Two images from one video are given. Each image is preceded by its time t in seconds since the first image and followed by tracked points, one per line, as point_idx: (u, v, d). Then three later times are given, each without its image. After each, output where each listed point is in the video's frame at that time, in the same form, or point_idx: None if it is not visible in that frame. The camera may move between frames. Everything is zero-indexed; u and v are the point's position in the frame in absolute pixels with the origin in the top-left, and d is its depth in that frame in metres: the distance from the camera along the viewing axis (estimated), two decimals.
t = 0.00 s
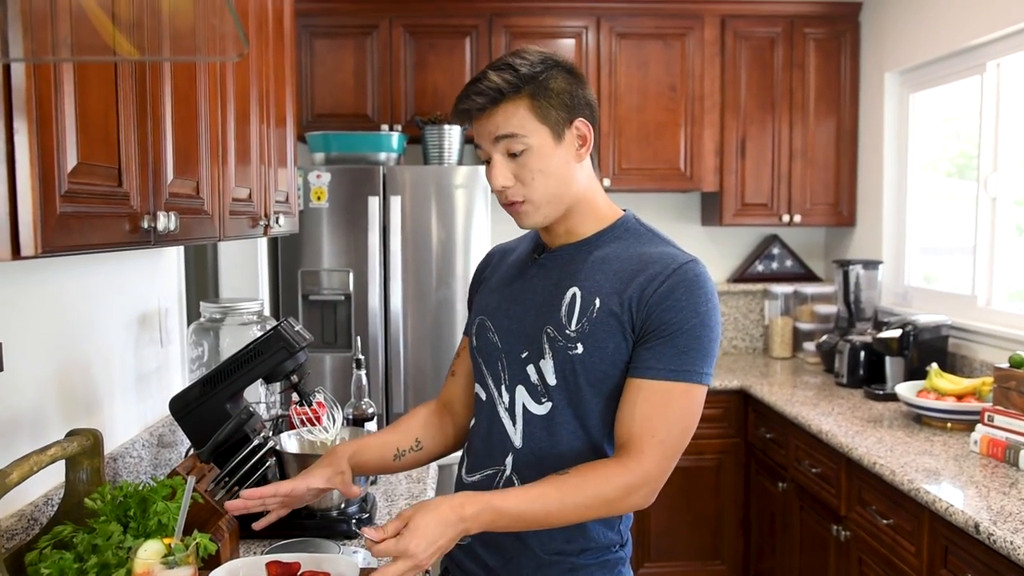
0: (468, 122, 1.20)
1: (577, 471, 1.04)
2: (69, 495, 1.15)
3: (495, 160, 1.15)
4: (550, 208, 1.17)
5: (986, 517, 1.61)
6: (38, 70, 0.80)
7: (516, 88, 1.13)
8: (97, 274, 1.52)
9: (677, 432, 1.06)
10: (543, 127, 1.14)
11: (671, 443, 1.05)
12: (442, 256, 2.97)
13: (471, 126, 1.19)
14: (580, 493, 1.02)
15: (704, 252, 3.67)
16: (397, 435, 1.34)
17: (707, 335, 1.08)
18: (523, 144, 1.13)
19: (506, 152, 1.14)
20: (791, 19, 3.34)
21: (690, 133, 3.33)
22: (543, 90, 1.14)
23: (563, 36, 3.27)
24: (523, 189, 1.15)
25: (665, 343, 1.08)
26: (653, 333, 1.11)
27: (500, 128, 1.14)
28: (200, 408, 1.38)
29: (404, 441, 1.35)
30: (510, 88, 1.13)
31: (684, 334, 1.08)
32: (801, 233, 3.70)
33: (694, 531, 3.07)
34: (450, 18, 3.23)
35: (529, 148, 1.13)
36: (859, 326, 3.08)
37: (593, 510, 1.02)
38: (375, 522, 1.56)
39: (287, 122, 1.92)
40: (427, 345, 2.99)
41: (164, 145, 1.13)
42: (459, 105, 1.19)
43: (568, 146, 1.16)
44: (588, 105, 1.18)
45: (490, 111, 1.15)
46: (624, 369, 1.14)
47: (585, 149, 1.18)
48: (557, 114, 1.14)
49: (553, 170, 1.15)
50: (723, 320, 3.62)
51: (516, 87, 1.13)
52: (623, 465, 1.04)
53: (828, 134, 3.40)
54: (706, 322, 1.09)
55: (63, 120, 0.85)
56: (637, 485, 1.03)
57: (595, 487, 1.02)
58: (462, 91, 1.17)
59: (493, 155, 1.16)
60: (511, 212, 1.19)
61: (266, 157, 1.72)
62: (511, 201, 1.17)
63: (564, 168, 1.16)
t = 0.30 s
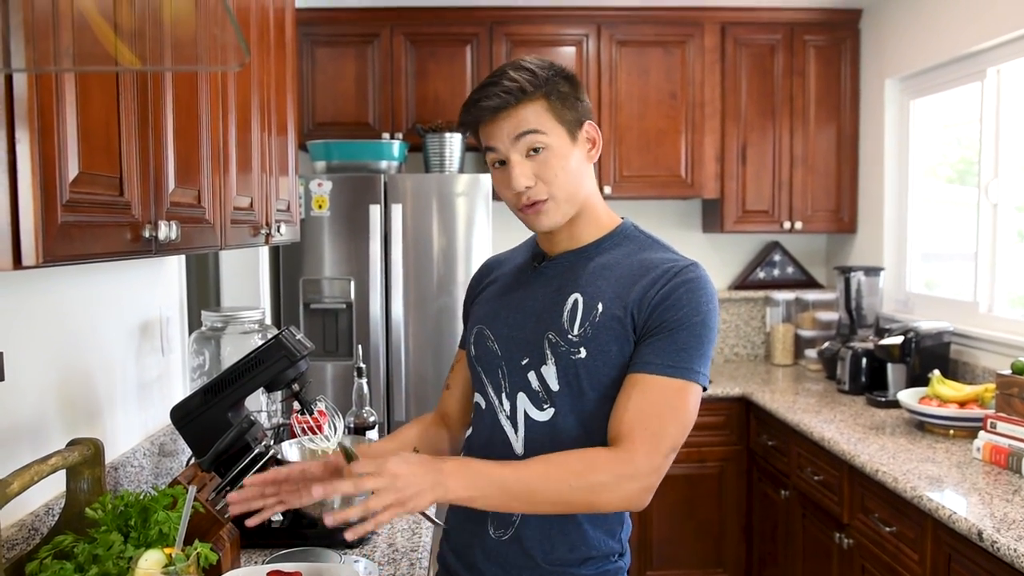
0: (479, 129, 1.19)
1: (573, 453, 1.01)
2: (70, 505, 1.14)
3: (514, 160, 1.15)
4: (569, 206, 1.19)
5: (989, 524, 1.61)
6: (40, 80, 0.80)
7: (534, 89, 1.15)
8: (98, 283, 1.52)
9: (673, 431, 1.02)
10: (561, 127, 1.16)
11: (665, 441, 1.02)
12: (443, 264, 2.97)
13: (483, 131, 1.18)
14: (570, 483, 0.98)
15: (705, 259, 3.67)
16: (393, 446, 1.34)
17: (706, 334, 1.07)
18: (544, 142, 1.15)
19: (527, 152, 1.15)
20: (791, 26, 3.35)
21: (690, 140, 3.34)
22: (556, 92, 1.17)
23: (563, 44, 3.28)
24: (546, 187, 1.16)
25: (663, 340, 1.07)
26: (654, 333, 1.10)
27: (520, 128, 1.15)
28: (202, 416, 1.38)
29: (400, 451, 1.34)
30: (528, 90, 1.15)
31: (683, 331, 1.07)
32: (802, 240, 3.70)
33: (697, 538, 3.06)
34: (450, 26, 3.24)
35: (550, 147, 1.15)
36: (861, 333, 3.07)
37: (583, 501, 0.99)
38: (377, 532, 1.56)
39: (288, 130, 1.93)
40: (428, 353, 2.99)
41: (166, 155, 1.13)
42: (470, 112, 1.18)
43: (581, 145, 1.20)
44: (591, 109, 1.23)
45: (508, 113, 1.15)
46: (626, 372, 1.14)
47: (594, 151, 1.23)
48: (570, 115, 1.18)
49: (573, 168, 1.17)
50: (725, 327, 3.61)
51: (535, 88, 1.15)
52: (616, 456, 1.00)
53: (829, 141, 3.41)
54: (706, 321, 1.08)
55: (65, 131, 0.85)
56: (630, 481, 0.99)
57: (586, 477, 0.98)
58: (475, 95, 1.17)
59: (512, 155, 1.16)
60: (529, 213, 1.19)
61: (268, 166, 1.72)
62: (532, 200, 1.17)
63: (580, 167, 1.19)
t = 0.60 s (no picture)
0: (483, 86, 1.19)
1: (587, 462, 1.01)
2: (66, 495, 1.15)
3: (515, 128, 1.16)
4: (558, 188, 1.19)
5: (984, 520, 1.61)
6: (36, 70, 0.80)
7: (554, 63, 1.16)
8: (95, 274, 1.52)
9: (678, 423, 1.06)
10: (566, 107, 1.18)
11: (672, 432, 1.05)
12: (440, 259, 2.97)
13: (489, 90, 1.18)
14: (595, 489, 0.98)
15: (703, 255, 3.67)
16: (376, 431, 1.34)
17: (691, 324, 1.10)
18: (548, 118, 1.16)
19: (530, 122, 1.16)
20: (791, 22, 3.35)
21: (689, 136, 3.34)
22: (572, 74, 1.19)
23: (563, 38, 3.27)
24: (540, 161, 1.16)
25: (654, 335, 1.09)
26: (640, 327, 1.12)
27: (528, 98, 1.16)
28: (198, 407, 1.38)
29: (382, 436, 1.34)
30: (547, 60, 1.16)
31: (671, 324, 1.10)
32: (799, 236, 3.71)
33: (693, 533, 3.07)
34: (449, 20, 3.23)
35: (553, 124, 1.16)
36: (858, 329, 3.08)
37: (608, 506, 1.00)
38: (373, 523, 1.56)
39: (287, 123, 1.92)
40: (425, 347, 2.99)
41: (163, 145, 1.13)
42: (479, 67, 1.18)
43: (580, 133, 1.22)
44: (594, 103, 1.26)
45: (520, 80, 1.16)
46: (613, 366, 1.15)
47: (588, 143, 1.25)
48: (578, 101, 1.20)
49: (568, 150, 1.18)
50: (722, 323, 3.62)
51: (554, 62, 1.16)
52: (630, 458, 1.02)
53: (827, 137, 3.41)
54: (691, 311, 1.11)
55: (61, 122, 0.85)
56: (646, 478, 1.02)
57: (608, 483, 1.00)
58: (492, 52, 1.17)
59: (514, 122, 1.16)
60: (514, 182, 1.18)
61: (266, 158, 1.72)
62: (522, 170, 1.16)
63: (576, 153, 1.20)
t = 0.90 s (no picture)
0: (467, 94, 1.17)
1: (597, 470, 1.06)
2: (68, 496, 1.14)
3: (503, 135, 1.15)
4: (548, 193, 1.18)
5: (987, 517, 1.61)
6: (36, 71, 0.80)
7: (537, 65, 1.16)
8: (97, 275, 1.52)
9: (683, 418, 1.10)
10: (551, 111, 1.17)
11: (678, 428, 1.09)
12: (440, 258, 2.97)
13: (474, 97, 1.16)
14: (605, 494, 1.03)
15: (703, 254, 3.67)
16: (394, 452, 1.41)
17: (692, 320, 1.12)
18: (536, 123, 1.15)
19: (517, 129, 1.15)
20: (791, 19, 3.34)
21: (689, 133, 3.33)
22: (554, 75, 1.18)
23: (563, 37, 3.27)
24: (531, 168, 1.15)
25: (656, 336, 1.10)
26: (642, 328, 1.12)
27: (514, 104, 1.14)
28: (201, 407, 1.38)
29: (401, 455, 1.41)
30: (532, 64, 1.15)
31: (673, 323, 1.11)
32: (800, 234, 3.70)
33: (695, 532, 3.07)
34: (449, 19, 3.23)
35: (540, 128, 1.15)
36: (859, 327, 3.07)
37: (620, 507, 1.05)
38: (376, 523, 1.56)
39: (286, 123, 1.92)
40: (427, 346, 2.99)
41: (164, 144, 1.13)
42: (463, 74, 1.16)
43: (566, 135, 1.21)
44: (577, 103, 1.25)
45: (504, 85, 1.15)
46: (615, 367, 1.16)
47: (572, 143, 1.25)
48: (562, 102, 1.19)
49: (557, 154, 1.18)
50: (723, 321, 3.62)
51: (537, 64, 1.16)
52: (638, 458, 1.07)
53: (828, 135, 3.40)
54: (690, 308, 1.12)
55: (62, 123, 0.85)
56: (655, 475, 1.07)
57: (618, 485, 1.04)
58: (473, 58, 1.15)
59: (502, 130, 1.15)
60: (507, 193, 1.17)
61: (266, 158, 1.72)
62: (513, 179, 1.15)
63: (563, 156, 1.20)
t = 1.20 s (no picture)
0: (467, 92, 1.18)
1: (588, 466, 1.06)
2: (60, 497, 1.14)
3: (505, 132, 1.15)
4: (551, 188, 1.19)
5: (979, 512, 1.62)
6: (25, 70, 0.80)
7: (536, 63, 1.16)
8: (89, 275, 1.52)
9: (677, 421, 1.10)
10: (551, 107, 1.17)
11: (672, 430, 1.09)
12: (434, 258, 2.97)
13: (475, 96, 1.17)
14: (594, 492, 1.03)
15: (697, 252, 3.67)
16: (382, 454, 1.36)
17: (690, 321, 1.12)
18: (536, 120, 1.15)
19: (518, 126, 1.15)
20: (784, 16, 3.35)
21: (683, 131, 3.34)
22: (554, 71, 1.18)
23: (556, 35, 3.27)
24: (532, 164, 1.16)
25: (654, 334, 1.11)
26: (640, 326, 1.12)
27: (514, 102, 1.15)
28: (195, 408, 1.38)
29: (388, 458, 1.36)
30: (531, 62, 1.15)
31: (670, 322, 1.11)
32: (794, 232, 3.71)
33: (691, 529, 3.08)
34: (442, 17, 3.23)
35: (541, 125, 1.16)
36: (853, 323, 3.08)
37: (608, 507, 1.05)
38: (370, 522, 1.56)
39: (279, 122, 1.92)
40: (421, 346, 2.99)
41: (155, 144, 1.12)
42: (463, 73, 1.17)
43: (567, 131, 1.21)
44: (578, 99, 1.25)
45: (504, 83, 1.15)
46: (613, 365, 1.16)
47: (573, 139, 1.25)
48: (562, 99, 1.19)
49: (559, 150, 1.18)
50: (717, 319, 3.62)
51: (537, 62, 1.16)
52: (629, 457, 1.07)
53: (821, 132, 3.41)
54: (688, 309, 1.13)
55: (51, 122, 0.84)
56: (646, 476, 1.07)
57: (607, 483, 1.04)
58: (473, 57, 1.15)
59: (503, 127, 1.15)
60: (509, 189, 1.17)
61: (258, 158, 1.72)
62: (516, 176, 1.16)
63: (564, 152, 1.20)
